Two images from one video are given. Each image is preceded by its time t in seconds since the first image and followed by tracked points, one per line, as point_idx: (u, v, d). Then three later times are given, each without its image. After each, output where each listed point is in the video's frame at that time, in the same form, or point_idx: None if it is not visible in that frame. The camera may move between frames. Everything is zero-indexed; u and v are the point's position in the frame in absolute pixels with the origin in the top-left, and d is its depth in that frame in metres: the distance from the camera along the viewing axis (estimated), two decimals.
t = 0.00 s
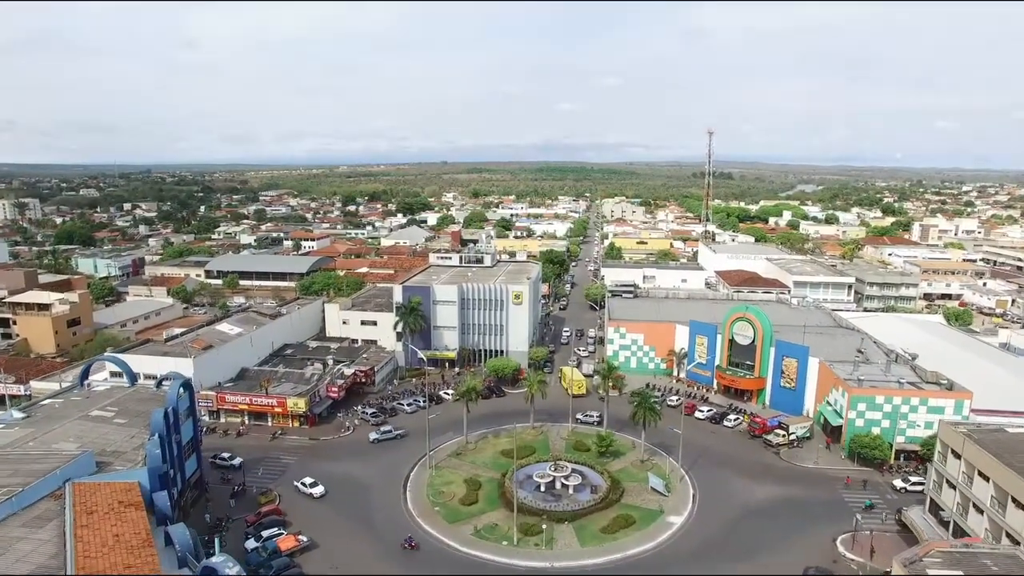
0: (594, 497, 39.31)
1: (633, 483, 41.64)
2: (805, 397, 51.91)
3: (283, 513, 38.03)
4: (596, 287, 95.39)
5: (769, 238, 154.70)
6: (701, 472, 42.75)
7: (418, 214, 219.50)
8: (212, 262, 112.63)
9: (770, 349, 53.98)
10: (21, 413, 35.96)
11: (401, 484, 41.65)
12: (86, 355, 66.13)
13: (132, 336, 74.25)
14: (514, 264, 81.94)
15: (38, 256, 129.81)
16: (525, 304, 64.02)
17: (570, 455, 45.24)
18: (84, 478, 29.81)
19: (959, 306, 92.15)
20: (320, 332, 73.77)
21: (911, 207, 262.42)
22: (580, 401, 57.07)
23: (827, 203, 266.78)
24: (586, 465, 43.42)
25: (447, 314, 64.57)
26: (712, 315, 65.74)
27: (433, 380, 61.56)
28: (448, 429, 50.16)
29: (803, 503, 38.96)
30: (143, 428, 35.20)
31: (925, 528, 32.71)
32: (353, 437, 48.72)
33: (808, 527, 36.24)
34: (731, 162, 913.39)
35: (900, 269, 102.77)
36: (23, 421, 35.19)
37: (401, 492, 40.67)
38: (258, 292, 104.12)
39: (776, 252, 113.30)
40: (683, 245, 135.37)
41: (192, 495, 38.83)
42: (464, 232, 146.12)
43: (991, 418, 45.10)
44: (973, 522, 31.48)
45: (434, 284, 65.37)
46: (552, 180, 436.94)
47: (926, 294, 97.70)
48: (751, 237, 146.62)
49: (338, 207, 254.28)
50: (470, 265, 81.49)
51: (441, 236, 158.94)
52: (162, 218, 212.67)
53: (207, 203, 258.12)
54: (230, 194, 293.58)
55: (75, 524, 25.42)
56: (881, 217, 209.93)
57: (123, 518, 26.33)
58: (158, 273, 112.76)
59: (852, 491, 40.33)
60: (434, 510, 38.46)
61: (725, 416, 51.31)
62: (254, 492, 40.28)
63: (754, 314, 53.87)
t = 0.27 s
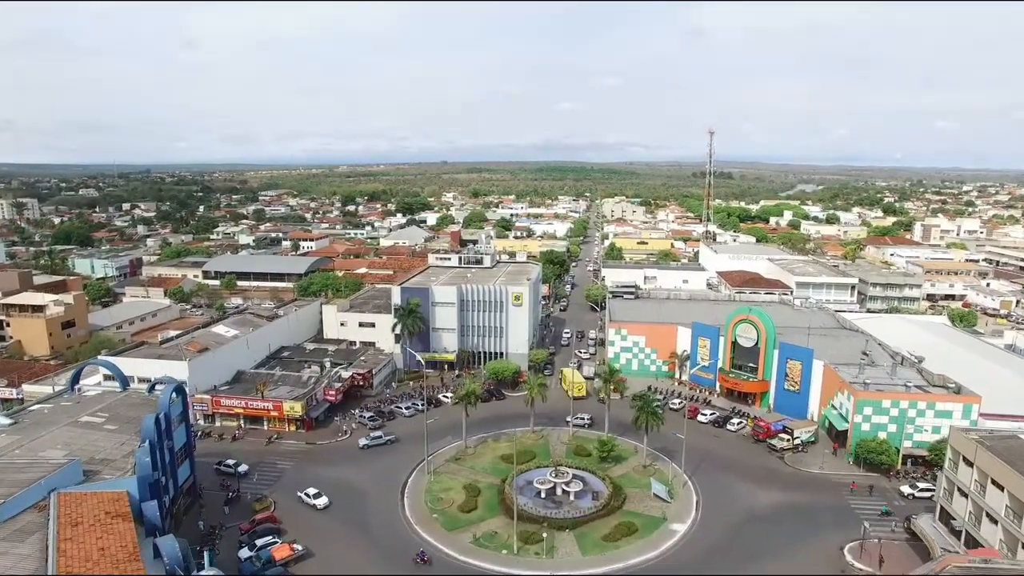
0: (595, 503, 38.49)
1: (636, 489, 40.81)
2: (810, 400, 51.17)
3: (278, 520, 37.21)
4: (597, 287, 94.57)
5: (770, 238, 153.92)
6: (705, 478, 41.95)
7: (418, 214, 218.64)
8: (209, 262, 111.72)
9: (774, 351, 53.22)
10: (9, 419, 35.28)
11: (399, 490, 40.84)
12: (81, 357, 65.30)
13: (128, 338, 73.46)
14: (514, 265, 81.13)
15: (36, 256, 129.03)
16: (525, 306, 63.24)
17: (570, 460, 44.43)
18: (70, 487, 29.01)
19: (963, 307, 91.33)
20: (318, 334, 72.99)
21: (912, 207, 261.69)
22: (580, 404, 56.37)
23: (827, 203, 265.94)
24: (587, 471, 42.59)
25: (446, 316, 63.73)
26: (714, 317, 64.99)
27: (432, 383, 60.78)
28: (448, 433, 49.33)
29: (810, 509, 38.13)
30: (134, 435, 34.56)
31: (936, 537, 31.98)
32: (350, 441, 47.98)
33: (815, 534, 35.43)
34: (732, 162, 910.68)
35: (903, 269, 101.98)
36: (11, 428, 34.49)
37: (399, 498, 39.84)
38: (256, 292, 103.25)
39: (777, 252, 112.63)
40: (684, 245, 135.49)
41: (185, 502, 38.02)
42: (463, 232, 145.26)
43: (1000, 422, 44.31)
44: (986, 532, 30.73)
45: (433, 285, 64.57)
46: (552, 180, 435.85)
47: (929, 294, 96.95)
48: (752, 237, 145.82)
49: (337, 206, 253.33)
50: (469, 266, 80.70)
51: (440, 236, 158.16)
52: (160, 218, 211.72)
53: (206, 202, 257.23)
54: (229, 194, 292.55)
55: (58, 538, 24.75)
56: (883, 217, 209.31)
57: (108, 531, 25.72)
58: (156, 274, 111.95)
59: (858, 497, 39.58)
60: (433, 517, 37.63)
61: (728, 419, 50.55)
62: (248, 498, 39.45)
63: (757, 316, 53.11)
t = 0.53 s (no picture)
0: (597, 512, 37.52)
1: (638, 497, 39.84)
2: (816, 404, 50.24)
3: (272, 530, 36.24)
4: (598, 288, 93.62)
5: (772, 238, 152.89)
6: (709, 485, 41.01)
7: (417, 214, 217.51)
8: (206, 263, 110.75)
9: (779, 354, 52.24)
10: None
11: (396, 497, 39.88)
12: (74, 360, 64.30)
13: (123, 340, 72.46)
14: (514, 266, 80.21)
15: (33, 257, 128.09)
16: (525, 308, 62.25)
17: (572, 466, 43.46)
18: (51, 500, 28.16)
19: (968, 308, 90.26)
20: (315, 336, 72.04)
21: (913, 207, 260.59)
22: (581, 408, 55.42)
23: (829, 203, 264.72)
24: (588, 478, 41.59)
25: (445, 318, 62.76)
26: (717, 319, 63.99)
27: (430, 387, 59.79)
28: (446, 439, 48.35)
29: (817, 518, 37.20)
30: (122, 444, 33.82)
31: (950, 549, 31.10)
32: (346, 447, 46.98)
33: (822, 544, 34.46)
34: (732, 162, 909.60)
35: (906, 270, 100.93)
36: None
37: (396, 506, 38.87)
38: (253, 294, 102.24)
39: (780, 253, 111.72)
40: (685, 246, 134.86)
41: (176, 511, 37.07)
42: (463, 232, 144.21)
43: (1012, 428, 43.33)
44: (1004, 545, 29.77)
45: (432, 287, 63.62)
46: (553, 181, 434.38)
47: (933, 296, 95.93)
48: (754, 238, 144.83)
49: (336, 207, 252.24)
50: (468, 267, 79.75)
51: (440, 236, 157.20)
52: (159, 218, 210.69)
53: (205, 203, 256.18)
54: (228, 195, 291.50)
55: (36, 556, 23.81)
56: (885, 217, 208.31)
57: (87, 549, 24.72)
58: (152, 275, 110.92)
59: (865, 505, 38.64)
60: (431, 527, 36.65)
61: (733, 424, 49.60)
62: (241, 507, 38.47)
63: (761, 318, 52.22)
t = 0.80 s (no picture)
0: (599, 519, 36.68)
1: (641, 503, 39.00)
2: (821, 408, 49.42)
3: (266, 538, 35.41)
4: (599, 288, 92.77)
5: (773, 238, 152.19)
6: (712, 490, 40.19)
7: (417, 213, 216.83)
8: (204, 263, 109.90)
9: (783, 357, 51.44)
10: None
11: (393, 504, 39.05)
12: (68, 363, 63.41)
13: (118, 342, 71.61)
14: (514, 266, 79.36)
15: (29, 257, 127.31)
16: (525, 310, 61.46)
17: (572, 472, 42.63)
18: (34, 511, 27.44)
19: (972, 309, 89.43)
20: (312, 338, 71.25)
21: (913, 207, 259.81)
22: (583, 411, 54.62)
23: (829, 202, 263.97)
24: (589, 484, 40.78)
25: (444, 320, 61.93)
26: (720, 321, 63.22)
27: (429, 390, 58.99)
28: (445, 443, 47.51)
29: (823, 525, 36.38)
30: (110, 451, 33.21)
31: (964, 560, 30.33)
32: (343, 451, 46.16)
33: (829, 552, 33.68)
34: (732, 162, 908.84)
35: (909, 270, 100.14)
36: None
37: (393, 514, 38.02)
38: (251, 295, 101.38)
39: (781, 253, 111.12)
40: (686, 245, 134.23)
41: (167, 519, 36.24)
42: (462, 232, 143.42)
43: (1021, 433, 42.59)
44: (1019, 556, 28.97)
45: (431, 288, 62.82)
46: (553, 181, 433.26)
47: (936, 296, 95.21)
48: (755, 238, 144.05)
49: (336, 206, 251.57)
50: (468, 267, 78.94)
51: (440, 236, 156.41)
52: (157, 218, 209.90)
53: (204, 202, 255.43)
54: (228, 194, 290.68)
55: (16, 571, 23.03)
56: (886, 217, 207.69)
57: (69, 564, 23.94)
58: (150, 275, 110.02)
59: (873, 512, 37.80)
60: (429, 534, 35.83)
61: (736, 428, 48.82)
62: (235, 515, 37.63)
63: (765, 320, 51.35)
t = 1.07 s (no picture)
0: (600, 527, 35.74)
1: (643, 511, 38.05)
2: (826, 411, 48.43)
3: (259, 548, 34.39)
4: (600, 288, 91.74)
5: (775, 238, 151.15)
6: (716, 497, 39.27)
7: (416, 212, 215.85)
8: (201, 263, 108.79)
9: (787, 359, 50.50)
10: None
11: (390, 512, 38.07)
12: (60, 364, 62.37)
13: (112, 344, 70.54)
14: (514, 266, 78.36)
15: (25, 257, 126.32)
16: (525, 311, 60.47)
17: (573, 478, 41.69)
18: (11, 525, 26.62)
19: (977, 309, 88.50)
20: (309, 339, 70.25)
21: (914, 205, 258.59)
22: (584, 414, 53.63)
23: (829, 201, 262.84)
24: (591, 490, 39.82)
25: (442, 321, 60.92)
26: (723, 322, 62.26)
27: (427, 392, 58.01)
28: (443, 448, 46.52)
29: (830, 532, 35.48)
30: (96, 460, 32.53)
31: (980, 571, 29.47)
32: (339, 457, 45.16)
33: (838, 561, 32.81)
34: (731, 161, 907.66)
35: (913, 270, 99.25)
36: None
37: (389, 522, 37.03)
38: (248, 295, 100.27)
39: (784, 252, 110.11)
40: (687, 245, 133.22)
41: (157, 528, 35.35)
42: (461, 231, 142.38)
43: None
44: None
45: (429, 288, 61.84)
46: (553, 179, 431.86)
47: (940, 296, 94.17)
48: (757, 237, 142.99)
49: (334, 205, 250.39)
50: (466, 267, 77.95)
51: (439, 236, 155.26)
52: (155, 218, 208.69)
53: (203, 201, 254.43)
54: (226, 193, 289.47)
55: None
56: (887, 215, 206.64)
57: None
58: (146, 275, 108.92)
59: (882, 519, 36.84)
60: (426, 544, 34.88)
61: (740, 432, 47.87)
62: (227, 523, 36.65)
63: (769, 322, 50.44)
